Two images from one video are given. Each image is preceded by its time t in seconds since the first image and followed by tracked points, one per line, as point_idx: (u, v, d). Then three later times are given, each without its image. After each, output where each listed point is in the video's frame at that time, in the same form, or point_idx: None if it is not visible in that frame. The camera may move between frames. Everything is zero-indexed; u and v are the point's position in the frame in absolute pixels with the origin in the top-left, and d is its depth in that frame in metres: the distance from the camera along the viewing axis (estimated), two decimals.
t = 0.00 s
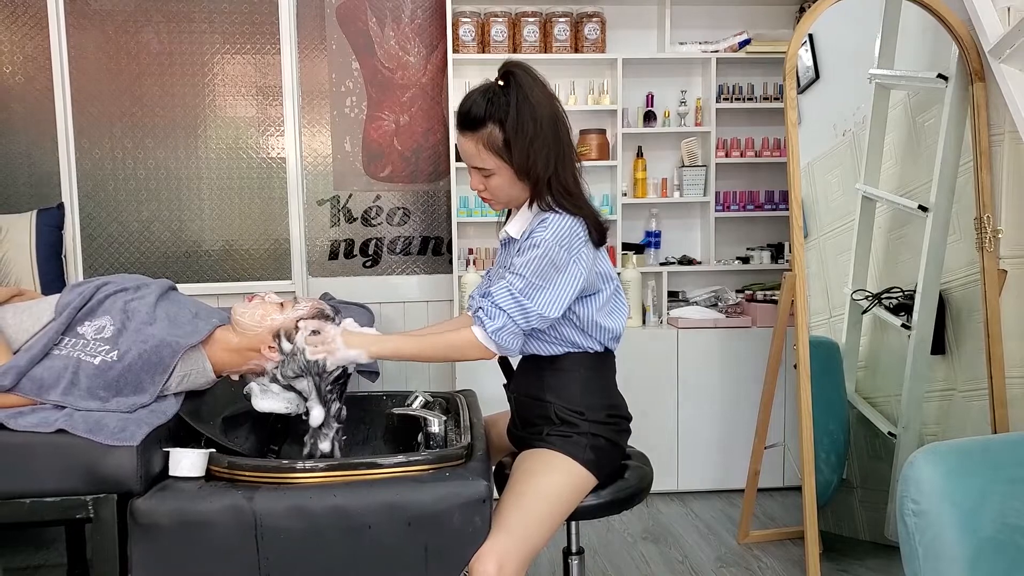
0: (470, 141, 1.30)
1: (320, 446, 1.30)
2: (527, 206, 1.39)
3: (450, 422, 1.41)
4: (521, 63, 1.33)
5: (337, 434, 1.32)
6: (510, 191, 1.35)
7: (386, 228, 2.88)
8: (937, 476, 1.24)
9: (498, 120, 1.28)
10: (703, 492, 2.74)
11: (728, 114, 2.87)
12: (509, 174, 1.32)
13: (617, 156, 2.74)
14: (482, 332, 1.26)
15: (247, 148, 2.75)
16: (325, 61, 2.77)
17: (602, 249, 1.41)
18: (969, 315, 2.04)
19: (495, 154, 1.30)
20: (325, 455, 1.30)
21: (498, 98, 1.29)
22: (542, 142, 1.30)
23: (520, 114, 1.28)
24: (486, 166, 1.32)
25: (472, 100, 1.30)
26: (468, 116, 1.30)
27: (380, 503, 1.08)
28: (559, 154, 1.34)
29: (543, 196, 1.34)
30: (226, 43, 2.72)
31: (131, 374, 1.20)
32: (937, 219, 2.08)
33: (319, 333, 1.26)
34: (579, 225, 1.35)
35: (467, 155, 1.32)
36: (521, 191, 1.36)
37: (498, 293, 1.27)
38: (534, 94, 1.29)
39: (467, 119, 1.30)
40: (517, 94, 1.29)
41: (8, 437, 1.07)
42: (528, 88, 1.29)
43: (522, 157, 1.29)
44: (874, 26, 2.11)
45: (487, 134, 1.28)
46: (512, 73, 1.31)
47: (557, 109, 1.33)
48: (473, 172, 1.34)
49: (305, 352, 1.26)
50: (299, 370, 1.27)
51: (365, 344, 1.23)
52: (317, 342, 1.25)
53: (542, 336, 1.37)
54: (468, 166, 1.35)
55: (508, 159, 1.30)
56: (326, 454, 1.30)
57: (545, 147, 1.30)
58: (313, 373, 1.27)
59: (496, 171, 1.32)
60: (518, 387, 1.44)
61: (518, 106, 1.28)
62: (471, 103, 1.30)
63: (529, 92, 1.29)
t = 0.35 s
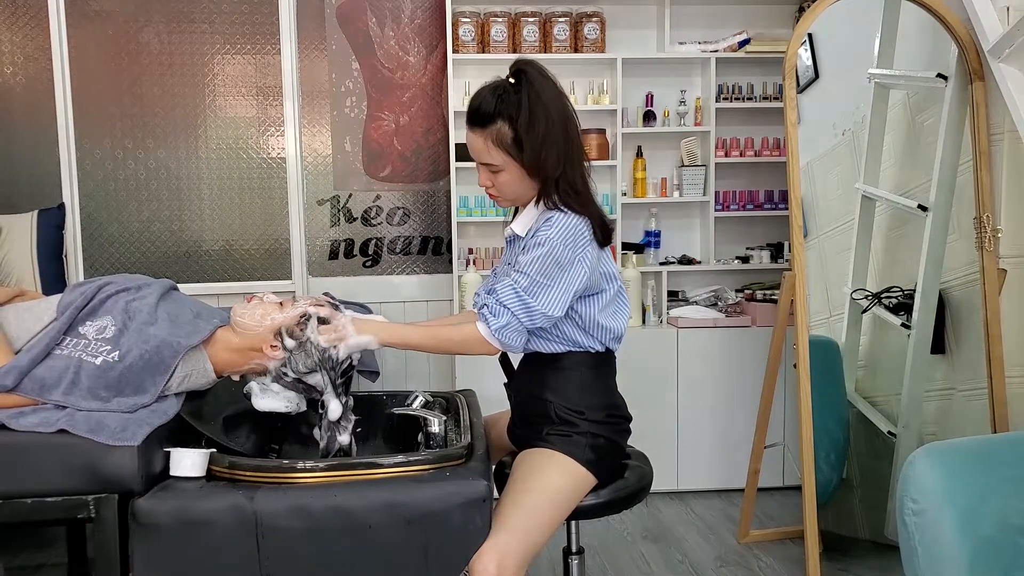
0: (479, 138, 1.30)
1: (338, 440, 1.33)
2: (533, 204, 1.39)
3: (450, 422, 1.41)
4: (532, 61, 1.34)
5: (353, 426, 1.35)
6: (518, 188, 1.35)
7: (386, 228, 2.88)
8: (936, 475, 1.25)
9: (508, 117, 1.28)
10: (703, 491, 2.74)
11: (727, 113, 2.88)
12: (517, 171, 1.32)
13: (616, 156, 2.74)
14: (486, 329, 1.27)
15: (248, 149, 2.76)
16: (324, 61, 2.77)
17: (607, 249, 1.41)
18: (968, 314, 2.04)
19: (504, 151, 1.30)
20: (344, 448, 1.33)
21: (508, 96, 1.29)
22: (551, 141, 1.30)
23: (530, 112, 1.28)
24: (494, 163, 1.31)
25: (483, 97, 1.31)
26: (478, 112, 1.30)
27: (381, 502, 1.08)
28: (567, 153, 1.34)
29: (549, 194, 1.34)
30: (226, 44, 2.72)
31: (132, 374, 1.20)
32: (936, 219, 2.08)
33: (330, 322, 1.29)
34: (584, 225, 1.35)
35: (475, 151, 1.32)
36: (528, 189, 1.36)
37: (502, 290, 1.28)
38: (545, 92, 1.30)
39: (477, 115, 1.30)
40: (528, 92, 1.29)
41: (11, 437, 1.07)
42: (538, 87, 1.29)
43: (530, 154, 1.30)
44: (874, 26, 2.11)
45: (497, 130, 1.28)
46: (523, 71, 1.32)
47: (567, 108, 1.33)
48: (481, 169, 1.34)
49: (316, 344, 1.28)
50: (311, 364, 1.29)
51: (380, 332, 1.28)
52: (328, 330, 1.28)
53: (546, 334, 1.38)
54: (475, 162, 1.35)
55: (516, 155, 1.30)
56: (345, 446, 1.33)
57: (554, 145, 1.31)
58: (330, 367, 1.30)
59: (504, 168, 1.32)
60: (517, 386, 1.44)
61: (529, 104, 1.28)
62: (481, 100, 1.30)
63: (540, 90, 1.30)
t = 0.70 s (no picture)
0: (496, 134, 1.30)
1: (343, 443, 1.31)
2: (549, 201, 1.39)
3: (450, 422, 1.41)
4: (550, 59, 1.34)
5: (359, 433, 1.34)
6: (533, 185, 1.35)
7: (386, 228, 2.88)
8: (936, 476, 1.25)
9: (525, 114, 1.28)
10: (703, 491, 2.74)
11: (727, 113, 2.88)
12: (533, 168, 1.33)
13: (616, 156, 2.74)
14: (504, 328, 1.26)
15: (248, 149, 2.76)
16: (324, 61, 2.77)
17: (620, 248, 1.41)
18: (967, 314, 2.04)
19: (521, 148, 1.30)
20: (348, 453, 1.31)
21: (526, 93, 1.29)
22: (569, 139, 1.30)
23: (548, 109, 1.28)
24: (511, 159, 1.31)
25: (501, 94, 1.31)
26: (495, 108, 1.31)
27: (381, 504, 1.08)
28: (585, 151, 1.34)
29: (566, 192, 1.34)
30: (226, 44, 2.72)
31: (132, 375, 1.20)
32: (936, 218, 2.08)
33: (342, 319, 1.27)
34: (599, 224, 1.35)
35: (492, 148, 1.32)
36: (544, 186, 1.36)
37: (520, 289, 1.26)
38: (563, 90, 1.30)
39: (495, 112, 1.30)
40: (546, 89, 1.29)
41: (11, 438, 1.08)
42: (557, 85, 1.29)
43: (547, 152, 1.30)
44: (873, 25, 2.11)
45: (514, 127, 1.29)
46: (542, 69, 1.32)
47: (584, 108, 1.33)
48: (497, 165, 1.34)
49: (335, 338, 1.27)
50: (322, 365, 1.28)
51: (391, 320, 1.25)
52: (345, 329, 1.27)
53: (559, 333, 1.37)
54: (492, 158, 1.35)
55: (533, 152, 1.30)
56: (348, 451, 1.31)
57: (572, 143, 1.31)
58: (341, 365, 1.29)
59: (520, 164, 1.32)
60: (518, 386, 1.44)
61: (548, 102, 1.28)
62: (499, 96, 1.30)
63: (559, 88, 1.30)
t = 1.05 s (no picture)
0: (495, 132, 1.29)
1: (343, 453, 1.30)
2: (548, 200, 1.38)
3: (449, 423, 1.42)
4: (550, 60, 1.34)
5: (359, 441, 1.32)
6: (531, 185, 1.34)
7: (384, 229, 2.88)
8: (933, 475, 1.25)
9: (525, 113, 1.28)
10: (702, 491, 2.74)
11: (725, 114, 2.87)
12: (532, 167, 1.32)
13: (614, 156, 2.74)
14: (484, 312, 1.24)
15: (245, 149, 2.76)
16: (321, 61, 2.77)
17: (613, 250, 1.41)
18: (964, 314, 2.05)
19: (520, 146, 1.29)
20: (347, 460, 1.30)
21: (527, 93, 1.29)
22: (569, 139, 1.30)
23: (550, 108, 1.27)
24: (509, 158, 1.31)
25: (500, 93, 1.30)
26: (495, 107, 1.30)
27: (379, 505, 1.08)
28: (584, 153, 1.34)
29: (565, 192, 1.34)
30: (222, 44, 2.72)
31: (129, 376, 1.20)
32: (933, 219, 2.09)
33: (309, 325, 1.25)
34: (596, 225, 1.35)
35: (491, 146, 1.32)
36: (541, 186, 1.36)
37: (507, 275, 1.26)
38: (564, 90, 1.30)
39: (494, 110, 1.29)
40: (548, 89, 1.29)
41: (6, 441, 1.07)
42: (558, 84, 1.29)
43: (546, 152, 1.29)
44: (871, 25, 2.11)
45: (514, 125, 1.28)
46: (543, 69, 1.32)
47: (585, 108, 1.33)
48: (495, 164, 1.33)
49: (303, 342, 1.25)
50: (314, 375, 1.27)
51: (360, 313, 1.23)
52: (315, 331, 1.24)
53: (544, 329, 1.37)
54: (489, 157, 1.34)
55: (532, 152, 1.30)
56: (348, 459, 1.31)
57: (572, 142, 1.30)
58: (331, 375, 1.28)
59: (518, 164, 1.32)
60: (515, 386, 1.44)
61: (549, 101, 1.28)
62: (499, 95, 1.29)
63: (561, 88, 1.29)
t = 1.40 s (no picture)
0: (460, 135, 1.29)
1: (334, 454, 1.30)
2: (517, 202, 1.38)
3: (445, 423, 1.42)
4: (512, 59, 1.33)
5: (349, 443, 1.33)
6: (499, 187, 1.34)
7: (381, 229, 2.87)
8: (930, 474, 1.25)
9: (489, 115, 1.27)
10: (699, 491, 2.74)
11: (721, 113, 2.87)
12: (499, 169, 1.31)
13: (611, 156, 2.74)
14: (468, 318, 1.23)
15: (240, 148, 2.75)
16: (317, 61, 2.76)
17: (589, 247, 1.42)
18: (961, 312, 2.04)
19: (486, 149, 1.29)
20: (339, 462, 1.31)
21: (490, 94, 1.28)
22: (534, 140, 1.29)
23: (514, 110, 1.27)
24: (475, 161, 1.30)
25: (464, 95, 1.29)
26: (459, 110, 1.29)
27: (376, 505, 1.07)
28: (550, 152, 1.34)
29: (533, 192, 1.34)
30: (218, 43, 2.71)
31: (124, 377, 1.19)
32: (930, 218, 2.09)
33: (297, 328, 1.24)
34: (569, 222, 1.35)
35: (456, 150, 1.31)
36: (509, 187, 1.35)
37: (488, 278, 1.24)
38: (527, 90, 1.29)
39: (458, 113, 1.28)
40: (511, 90, 1.28)
41: None
42: (521, 84, 1.28)
43: (512, 153, 1.28)
44: (866, 24, 2.11)
45: (478, 128, 1.27)
46: (505, 70, 1.31)
47: (548, 107, 1.33)
48: (462, 167, 1.33)
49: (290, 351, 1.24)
50: (303, 377, 1.26)
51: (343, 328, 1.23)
52: (297, 335, 1.24)
53: (529, 331, 1.36)
54: (456, 161, 1.33)
55: (499, 154, 1.29)
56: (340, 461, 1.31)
57: (537, 143, 1.30)
58: (325, 377, 1.28)
59: (485, 166, 1.31)
60: (506, 388, 1.44)
61: (512, 103, 1.27)
62: (462, 98, 1.28)
63: (523, 88, 1.28)
